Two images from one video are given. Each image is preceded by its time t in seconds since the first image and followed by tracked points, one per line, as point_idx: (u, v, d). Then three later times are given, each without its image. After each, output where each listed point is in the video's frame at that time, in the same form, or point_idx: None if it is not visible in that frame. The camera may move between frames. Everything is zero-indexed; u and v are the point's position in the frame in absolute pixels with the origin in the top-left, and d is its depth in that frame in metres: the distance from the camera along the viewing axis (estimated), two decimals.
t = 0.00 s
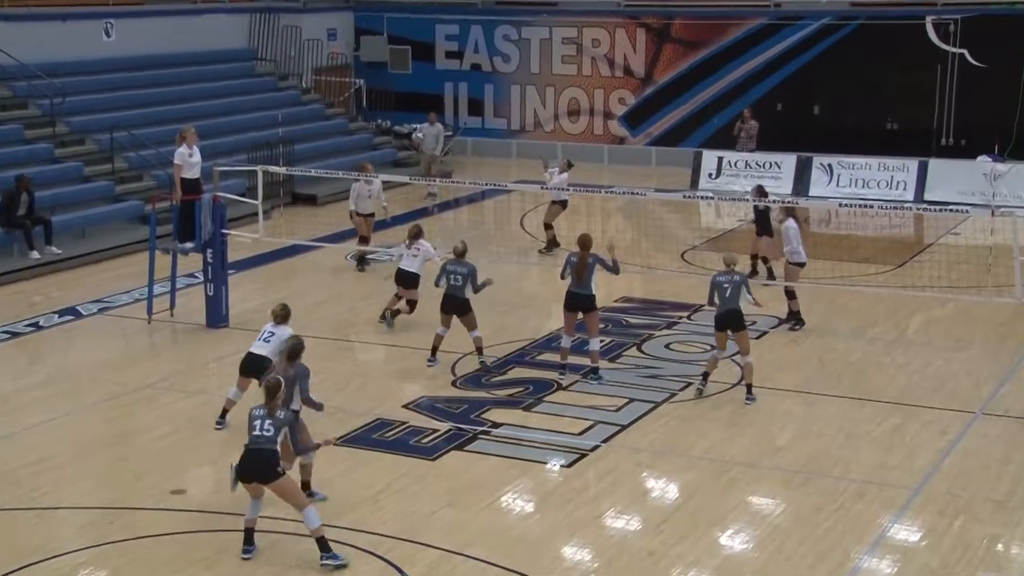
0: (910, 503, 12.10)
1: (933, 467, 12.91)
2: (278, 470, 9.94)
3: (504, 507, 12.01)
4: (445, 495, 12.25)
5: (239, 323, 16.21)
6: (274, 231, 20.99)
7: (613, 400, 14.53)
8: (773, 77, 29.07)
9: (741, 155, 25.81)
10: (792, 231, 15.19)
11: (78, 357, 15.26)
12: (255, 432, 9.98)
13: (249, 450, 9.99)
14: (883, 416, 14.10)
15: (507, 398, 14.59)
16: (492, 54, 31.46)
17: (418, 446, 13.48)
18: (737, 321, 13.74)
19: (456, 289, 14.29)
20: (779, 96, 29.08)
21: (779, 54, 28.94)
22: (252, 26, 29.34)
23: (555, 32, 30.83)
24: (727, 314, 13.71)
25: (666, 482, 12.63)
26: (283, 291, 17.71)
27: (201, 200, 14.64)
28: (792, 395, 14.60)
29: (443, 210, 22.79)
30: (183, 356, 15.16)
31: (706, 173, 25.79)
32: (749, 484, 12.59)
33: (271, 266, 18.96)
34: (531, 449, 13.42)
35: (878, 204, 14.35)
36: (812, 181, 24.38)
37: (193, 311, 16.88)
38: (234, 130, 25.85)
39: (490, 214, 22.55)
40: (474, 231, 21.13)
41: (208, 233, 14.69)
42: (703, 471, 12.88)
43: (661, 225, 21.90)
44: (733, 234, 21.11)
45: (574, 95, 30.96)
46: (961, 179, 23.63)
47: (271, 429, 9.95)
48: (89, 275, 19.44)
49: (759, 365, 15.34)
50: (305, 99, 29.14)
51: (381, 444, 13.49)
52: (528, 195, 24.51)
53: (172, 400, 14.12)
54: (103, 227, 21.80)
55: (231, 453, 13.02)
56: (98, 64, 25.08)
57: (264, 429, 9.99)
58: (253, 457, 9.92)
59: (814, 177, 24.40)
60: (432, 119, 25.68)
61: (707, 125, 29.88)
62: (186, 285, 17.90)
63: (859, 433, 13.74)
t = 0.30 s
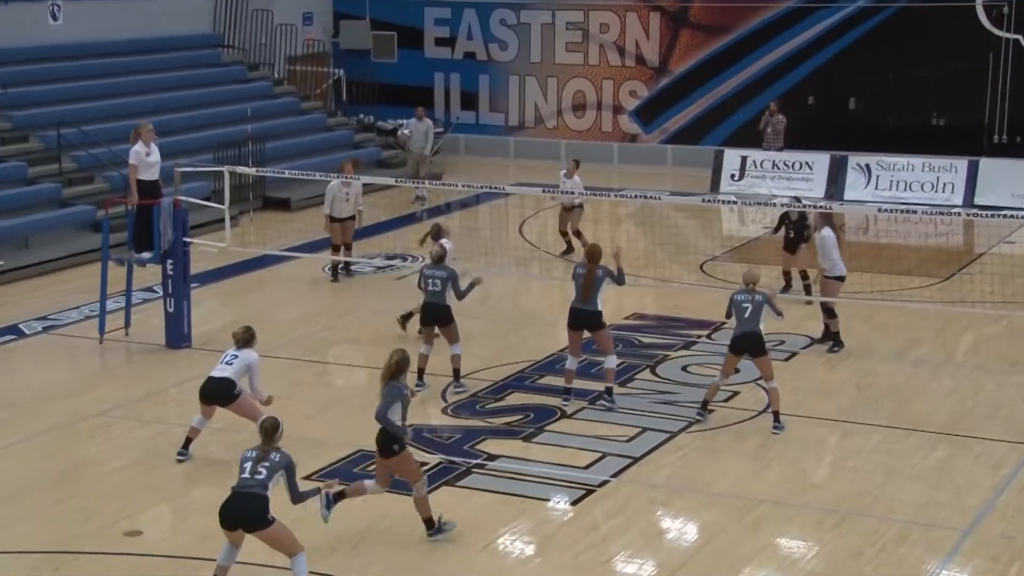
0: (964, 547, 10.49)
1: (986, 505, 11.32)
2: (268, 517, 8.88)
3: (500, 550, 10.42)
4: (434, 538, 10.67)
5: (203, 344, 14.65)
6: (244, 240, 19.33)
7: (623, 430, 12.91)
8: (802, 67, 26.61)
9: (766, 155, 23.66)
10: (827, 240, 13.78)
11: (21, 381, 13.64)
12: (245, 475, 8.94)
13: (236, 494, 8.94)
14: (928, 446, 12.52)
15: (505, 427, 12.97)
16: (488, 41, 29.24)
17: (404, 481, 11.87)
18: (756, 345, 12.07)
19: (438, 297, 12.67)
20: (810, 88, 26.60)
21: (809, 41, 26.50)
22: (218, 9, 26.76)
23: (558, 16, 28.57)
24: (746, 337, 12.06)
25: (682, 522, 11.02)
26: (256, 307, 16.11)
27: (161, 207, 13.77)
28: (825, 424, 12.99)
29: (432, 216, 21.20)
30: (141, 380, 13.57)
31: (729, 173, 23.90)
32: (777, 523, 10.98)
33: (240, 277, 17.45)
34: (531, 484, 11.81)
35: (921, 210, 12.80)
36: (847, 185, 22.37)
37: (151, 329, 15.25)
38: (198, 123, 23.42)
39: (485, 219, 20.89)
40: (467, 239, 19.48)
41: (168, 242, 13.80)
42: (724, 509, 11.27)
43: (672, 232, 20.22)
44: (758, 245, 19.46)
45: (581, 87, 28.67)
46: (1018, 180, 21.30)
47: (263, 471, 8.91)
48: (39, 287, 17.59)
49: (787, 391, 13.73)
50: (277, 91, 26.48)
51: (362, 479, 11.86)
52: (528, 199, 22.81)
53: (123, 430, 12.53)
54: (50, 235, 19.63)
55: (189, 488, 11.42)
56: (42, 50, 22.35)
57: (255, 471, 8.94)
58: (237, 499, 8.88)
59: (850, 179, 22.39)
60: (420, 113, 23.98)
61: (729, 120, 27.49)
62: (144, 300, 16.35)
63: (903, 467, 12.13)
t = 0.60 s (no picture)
0: None
1: None
2: (243, 554, 7.89)
3: None
4: None
5: (168, 364, 13.56)
6: (211, 249, 18.24)
7: (627, 455, 11.81)
8: (821, 59, 25.51)
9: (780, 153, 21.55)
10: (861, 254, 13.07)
11: None
12: (220, 507, 7.95)
13: (206, 528, 7.95)
14: (960, 472, 11.42)
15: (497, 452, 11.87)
16: (478, 31, 28.15)
17: (385, 512, 10.74)
18: (750, 360, 11.00)
19: (431, 309, 11.62)
20: (831, 82, 25.47)
21: (829, 30, 25.41)
22: None
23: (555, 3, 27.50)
24: (738, 350, 10.99)
25: (690, 556, 9.92)
26: (228, 322, 15.03)
27: (119, 213, 13.03)
28: (848, 449, 11.90)
29: (418, 221, 20.20)
30: (97, 404, 12.48)
31: (741, 175, 21.87)
32: (795, 558, 9.87)
33: (208, 288, 16.40)
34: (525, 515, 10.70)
35: (951, 214, 11.77)
36: (871, 187, 20.65)
37: (109, 348, 14.15)
38: (160, 120, 22.22)
39: (474, 226, 19.81)
40: (455, 247, 18.39)
41: (128, 250, 12.96)
42: (736, 543, 10.16)
43: (672, 239, 19.14)
44: (769, 253, 18.37)
45: (580, 80, 27.54)
46: None
47: (240, 504, 7.91)
48: None
49: (804, 413, 12.65)
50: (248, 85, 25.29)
51: (339, 510, 10.74)
52: (520, 203, 21.74)
53: (75, 456, 11.43)
54: None
55: (144, 521, 10.32)
56: None
57: (230, 503, 7.94)
58: (209, 534, 7.89)
59: (874, 181, 20.67)
60: (403, 108, 22.95)
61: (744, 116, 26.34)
62: (99, 313, 15.39)
63: (934, 495, 11.03)
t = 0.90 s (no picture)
0: None
1: None
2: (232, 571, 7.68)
3: None
4: None
5: (154, 377, 13.38)
6: (198, 260, 18.07)
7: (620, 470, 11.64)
8: (817, 68, 25.39)
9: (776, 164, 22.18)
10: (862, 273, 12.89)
11: None
12: (207, 525, 7.76)
13: (194, 547, 7.71)
14: (958, 487, 11.27)
15: (489, 467, 11.69)
16: (469, 39, 28.01)
17: (374, 527, 10.56)
18: (742, 366, 10.89)
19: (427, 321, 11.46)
20: (826, 91, 25.37)
21: (825, 39, 25.28)
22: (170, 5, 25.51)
23: (547, 12, 27.34)
24: (730, 360, 10.87)
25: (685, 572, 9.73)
26: (216, 335, 14.85)
27: (104, 224, 12.87)
28: (844, 463, 11.75)
29: (408, 232, 20.05)
30: (82, 419, 12.30)
31: (736, 186, 22.34)
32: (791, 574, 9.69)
33: (194, 301, 16.23)
34: (518, 531, 10.51)
35: (950, 226, 11.57)
36: (868, 197, 21.30)
37: (95, 362, 13.96)
38: (147, 131, 22.05)
39: (466, 237, 19.67)
40: (447, 259, 18.23)
41: (113, 261, 12.81)
42: (731, 559, 9.99)
43: (665, 251, 19.01)
44: (764, 264, 18.23)
45: (573, 89, 27.38)
46: None
47: (230, 521, 7.71)
48: None
49: (799, 427, 12.50)
50: (236, 94, 25.14)
51: (327, 526, 10.55)
52: (512, 214, 21.61)
53: (59, 471, 11.24)
54: None
55: (127, 536, 10.14)
56: None
57: (219, 520, 7.75)
58: (198, 551, 7.66)
59: (870, 191, 21.36)
60: (393, 117, 22.81)
61: (739, 125, 26.20)
62: (84, 326, 15.23)
63: (931, 510, 10.87)
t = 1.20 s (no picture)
0: None
1: (1013, 552, 10.13)
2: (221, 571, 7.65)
3: None
4: None
5: (141, 379, 13.34)
6: (185, 262, 18.02)
7: (608, 470, 11.65)
8: (804, 69, 25.47)
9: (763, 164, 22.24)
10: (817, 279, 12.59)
11: None
12: (197, 525, 7.74)
13: (183, 547, 7.69)
14: (945, 486, 11.31)
15: (477, 468, 11.69)
16: (456, 40, 28.00)
17: (362, 528, 10.55)
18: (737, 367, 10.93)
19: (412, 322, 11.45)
20: (813, 91, 25.43)
21: (812, 39, 25.34)
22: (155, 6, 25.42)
23: (534, 12, 27.35)
24: (729, 362, 10.92)
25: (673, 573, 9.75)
26: (203, 336, 14.82)
27: (90, 225, 12.83)
28: (831, 463, 11.78)
29: (396, 233, 20.02)
30: (67, 421, 12.26)
31: (723, 187, 22.43)
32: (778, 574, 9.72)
33: (180, 302, 16.19)
34: (506, 532, 10.51)
35: (936, 226, 11.58)
36: (855, 198, 21.33)
37: (81, 363, 13.92)
38: (132, 132, 21.98)
39: (453, 237, 19.67)
40: (434, 260, 18.21)
41: (99, 262, 12.76)
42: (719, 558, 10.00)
43: (652, 252, 19.02)
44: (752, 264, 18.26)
45: (560, 90, 27.41)
46: None
47: (219, 520, 7.70)
48: None
49: (786, 427, 12.53)
50: (222, 94, 25.08)
51: (314, 528, 10.53)
52: (500, 215, 21.61)
53: (44, 473, 11.20)
54: None
55: (112, 536, 10.11)
56: None
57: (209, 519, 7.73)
58: (187, 551, 7.63)
59: (857, 193, 21.39)
60: (380, 118, 22.77)
61: (727, 125, 26.24)
62: (70, 328, 15.18)
63: (918, 510, 10.91)
